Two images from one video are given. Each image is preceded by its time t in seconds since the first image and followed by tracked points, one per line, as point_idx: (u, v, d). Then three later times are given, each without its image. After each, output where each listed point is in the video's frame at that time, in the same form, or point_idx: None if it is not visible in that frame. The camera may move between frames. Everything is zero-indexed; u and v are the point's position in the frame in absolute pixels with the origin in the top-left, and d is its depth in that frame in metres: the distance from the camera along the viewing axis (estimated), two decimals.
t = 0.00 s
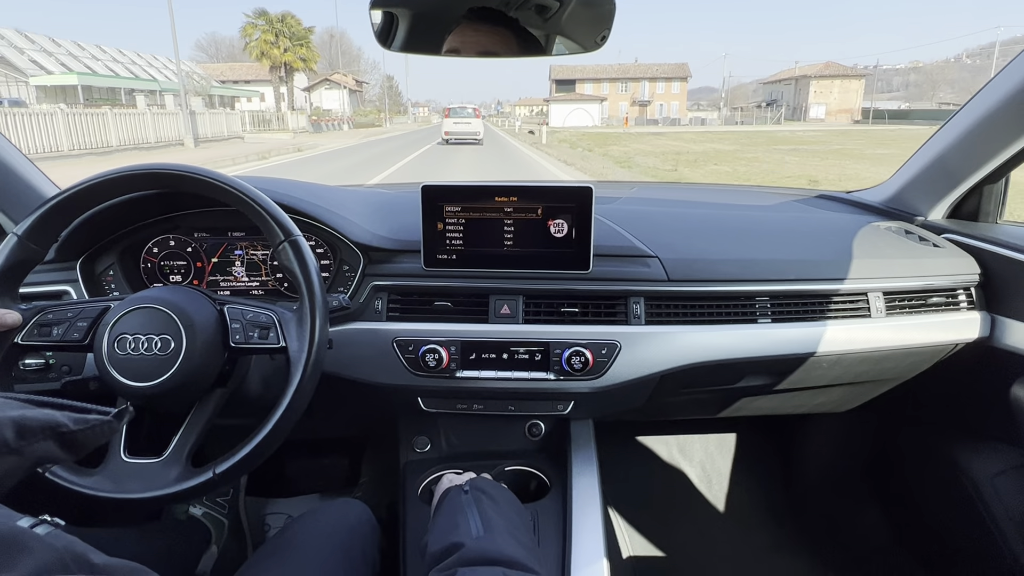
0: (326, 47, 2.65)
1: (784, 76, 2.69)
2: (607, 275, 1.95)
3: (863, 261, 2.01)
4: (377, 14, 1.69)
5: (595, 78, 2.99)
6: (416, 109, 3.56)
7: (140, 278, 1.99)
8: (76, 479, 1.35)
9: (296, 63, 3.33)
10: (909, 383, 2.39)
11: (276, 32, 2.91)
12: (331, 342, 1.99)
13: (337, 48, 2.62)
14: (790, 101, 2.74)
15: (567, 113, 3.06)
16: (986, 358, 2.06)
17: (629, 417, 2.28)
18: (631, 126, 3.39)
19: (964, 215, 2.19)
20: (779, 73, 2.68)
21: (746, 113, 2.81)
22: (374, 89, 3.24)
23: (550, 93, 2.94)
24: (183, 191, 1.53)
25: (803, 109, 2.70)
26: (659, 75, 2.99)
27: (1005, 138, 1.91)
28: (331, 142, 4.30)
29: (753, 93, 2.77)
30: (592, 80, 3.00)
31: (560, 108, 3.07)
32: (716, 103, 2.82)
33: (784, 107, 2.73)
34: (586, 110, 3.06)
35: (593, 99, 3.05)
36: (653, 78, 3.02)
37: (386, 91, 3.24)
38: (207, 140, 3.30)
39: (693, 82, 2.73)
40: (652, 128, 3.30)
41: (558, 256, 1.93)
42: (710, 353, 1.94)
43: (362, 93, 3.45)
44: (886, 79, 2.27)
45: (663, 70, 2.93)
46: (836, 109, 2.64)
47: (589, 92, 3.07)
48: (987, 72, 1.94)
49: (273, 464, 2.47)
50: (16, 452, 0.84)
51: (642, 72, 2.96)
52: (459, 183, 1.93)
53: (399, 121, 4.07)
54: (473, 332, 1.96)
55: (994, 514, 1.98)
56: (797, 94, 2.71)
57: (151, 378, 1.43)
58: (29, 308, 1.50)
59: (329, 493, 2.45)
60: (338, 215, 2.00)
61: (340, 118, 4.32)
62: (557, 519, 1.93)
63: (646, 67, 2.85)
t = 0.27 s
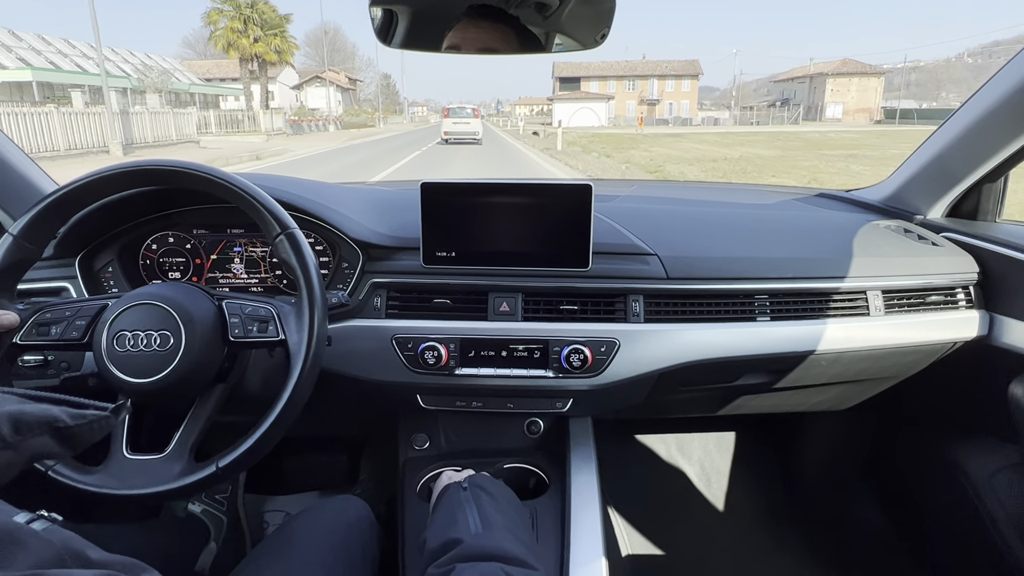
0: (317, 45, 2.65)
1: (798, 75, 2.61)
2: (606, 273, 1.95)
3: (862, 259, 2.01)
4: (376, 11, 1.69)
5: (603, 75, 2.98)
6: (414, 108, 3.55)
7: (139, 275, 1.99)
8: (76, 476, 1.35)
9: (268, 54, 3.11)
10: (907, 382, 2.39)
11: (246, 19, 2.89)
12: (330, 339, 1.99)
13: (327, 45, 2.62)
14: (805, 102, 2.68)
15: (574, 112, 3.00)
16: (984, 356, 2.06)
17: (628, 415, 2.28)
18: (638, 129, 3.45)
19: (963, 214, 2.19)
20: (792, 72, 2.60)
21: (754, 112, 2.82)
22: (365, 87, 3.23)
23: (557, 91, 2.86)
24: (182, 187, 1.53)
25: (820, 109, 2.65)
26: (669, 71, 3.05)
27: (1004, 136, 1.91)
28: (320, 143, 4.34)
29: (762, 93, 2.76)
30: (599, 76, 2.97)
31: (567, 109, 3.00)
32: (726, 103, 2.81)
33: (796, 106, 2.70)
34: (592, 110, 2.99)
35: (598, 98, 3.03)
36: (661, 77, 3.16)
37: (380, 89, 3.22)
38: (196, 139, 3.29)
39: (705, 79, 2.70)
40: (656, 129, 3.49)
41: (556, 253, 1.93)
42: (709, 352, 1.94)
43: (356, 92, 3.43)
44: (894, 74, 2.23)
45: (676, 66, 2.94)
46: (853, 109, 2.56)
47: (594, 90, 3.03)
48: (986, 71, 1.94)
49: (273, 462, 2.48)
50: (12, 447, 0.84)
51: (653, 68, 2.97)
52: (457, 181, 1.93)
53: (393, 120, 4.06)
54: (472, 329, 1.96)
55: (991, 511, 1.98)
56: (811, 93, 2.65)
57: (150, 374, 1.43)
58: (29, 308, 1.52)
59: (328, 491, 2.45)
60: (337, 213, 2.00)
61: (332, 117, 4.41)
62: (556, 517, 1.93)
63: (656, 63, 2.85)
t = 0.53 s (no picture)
0: (312, 43, 2.62)
1: (812, 74, 2.53)
2: (604, 274, 1.95)
3: (861, 262, 2.01)
4: (376, 11, 1.68)
5: (609, 74, 2.98)
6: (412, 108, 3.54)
7: (137, 274, 1.99)
8: (73, 476, 1.35)
9: (232, 43, 3.05)
10: (905, 384, 2.39)
11: None
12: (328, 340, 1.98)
13: (322, 43, 2.60)
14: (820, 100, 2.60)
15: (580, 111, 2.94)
16: (981, 359, 2.07)
17: (626, 416, 2.28)
18: (652, 131, 3.29)
19: (961, 216, 2.19)
20: (807, 70, 2.52)
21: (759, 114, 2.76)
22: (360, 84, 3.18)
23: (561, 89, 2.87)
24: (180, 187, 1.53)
25: (838, 108, 2.56)
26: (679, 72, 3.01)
27: (1003, 139, 1.91)
28: (303, 146, 4.26)
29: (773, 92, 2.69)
30: (604, 75, 2.97)
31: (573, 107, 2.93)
32: (736, 102, 2.72)
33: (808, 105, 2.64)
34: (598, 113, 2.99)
35: (606, 96, 3.01)
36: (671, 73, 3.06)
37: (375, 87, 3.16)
38: (159, 138, 3.16)
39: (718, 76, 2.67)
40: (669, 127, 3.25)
41: (555, 255, 1.93)
42: (708, 353, 1.94)
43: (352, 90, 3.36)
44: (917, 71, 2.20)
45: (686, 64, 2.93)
46: (874, 109, 2.50)
47: (598, 91, 3.05)
48: (984, 74, 1.95)
49: (271, 462, 2.47)
50: (10, 446, 0.83)
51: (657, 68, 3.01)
52: (456, 182, 1.93)
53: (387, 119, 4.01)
54: (470, 330, 1.96)
55: (989, 514, 1.98)
56: (828, 92, 2.58)
57: (148, 374, 1.43)
58: (26, 306, 1.50)
59: (325, 492, 2.45)
60: (335, 213, 2.00)
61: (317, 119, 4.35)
62: (553, 518, 1.93)
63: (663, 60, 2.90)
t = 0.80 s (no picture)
0: (307, 40, 2.60)
1: (830, 71, 2.49)
2: (603, 274, 1.95)
3: (860, 262, 2.01)
4: (375, 11, 1.68)
5: (617, 73, 2.94)
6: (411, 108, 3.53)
7: (134, 274, 1.98)
8: (68, 475, 1.34)
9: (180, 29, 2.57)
10: (904, 385, 2.39)
11: None
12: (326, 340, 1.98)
13: (317, 40, 2.59)
14: (835, 98, 2.55)
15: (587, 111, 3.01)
16: (980, 360, 2.07)
17: (625, 417, 2.27)
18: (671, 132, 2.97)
19: (960, 217, 2.19)
20: (825, 67, 2.48)
21: (773, 112, 2.76)
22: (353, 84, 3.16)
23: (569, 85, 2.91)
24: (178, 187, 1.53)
25: (860, 108, 2.53)
26: (691, 70, 2.89)
27: (1003, 140, 1.91)
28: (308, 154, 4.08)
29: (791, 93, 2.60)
30: (613, 72, 2.90)
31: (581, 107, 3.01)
32: (751, 101, 2.78)
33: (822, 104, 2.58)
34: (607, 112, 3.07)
35: (616, 96, 3.04)
36: (685, 73, 2.93)
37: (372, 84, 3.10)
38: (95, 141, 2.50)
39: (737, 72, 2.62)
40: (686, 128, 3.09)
41: (554, 255, 1.93)
42: (706, 354, 1.94)
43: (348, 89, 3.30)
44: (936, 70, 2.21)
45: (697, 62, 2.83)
46: (898, 109, 2.38)
47: (606, 90, 3.04)
48: (984, 76, 1.95)
49: (270, 462, 2.47)
50: (8, 447, 0.82)
51: (667, 67, 2.88)
52: (454, 181, 1.93)
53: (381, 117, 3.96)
54: (469, 331, 1.96)
55: (987, 516, 1.98)
56: (847, 91, 2.54)
57: (145, 374, 1.43)
58: (23, 304, 1.50)
59: (324, 492, 2.45)
60: (333, 213, 2.00)
61: (306, 119, 4.24)
62: (552, 519, 1.93)
63: (675, 58, 2.78)
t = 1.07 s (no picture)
0: (303, 36, 2.59)
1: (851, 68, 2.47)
2: (604, 275, 1.95)
3: (862, 263, 2.01)
4: (376, 13, 1.68)
5: (627, 69, 2.79)
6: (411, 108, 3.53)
7: (135, 274, 1.98)
8: (69, 476, 1.34)
9: (103, 5, 2.18)
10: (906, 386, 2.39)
11: None
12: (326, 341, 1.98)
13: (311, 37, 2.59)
14: (853, 96, 2.52)
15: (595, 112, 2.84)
16: (981, 360, 2.06)
17: (626, 418, 2.27)
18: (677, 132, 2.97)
19: (960, 218, 2.19)
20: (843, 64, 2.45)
21: (788, 114, 2.63)
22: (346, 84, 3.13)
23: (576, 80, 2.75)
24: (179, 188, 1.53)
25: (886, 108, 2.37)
26: (708, 66, 2.75)
27: (1005, 140, 1.91)
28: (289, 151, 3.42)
29: (808, 91, 2.57)
30: (625, 69, 2.77)
31: (589, 106, 2.82)
32: (766, 99, 2.62)
33: (841, 102, 2.54)
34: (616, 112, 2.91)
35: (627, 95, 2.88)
36: (701, 69, 2.77)
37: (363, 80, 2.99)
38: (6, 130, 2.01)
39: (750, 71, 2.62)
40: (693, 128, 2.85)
41: (554, 256, 1.93)
42: (707, 355, 1.94)
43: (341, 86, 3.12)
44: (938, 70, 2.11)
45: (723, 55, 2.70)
46: (921, 108, 2.12)
47: (615, 87, 2.87)
48: (984, 77, 1.95)
49: (270, 463, 2.47)
50: (7, 447, 0.83)
51: (680, 64, 2.74)
52: (454, 183, 1.93)
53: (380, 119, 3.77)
54: (469, 332, 1.96)
55: (988, 516, 1.98)
56: (869, 89, 2.48)
57: (146, 375, 1.43)
58: (24, 306, 1.50)
59: (324, 492, 2.45)
60: (334, 214, 2.00)
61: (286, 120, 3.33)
62: (552, 520, 1.93)
63: (691, 56, 2.72)
